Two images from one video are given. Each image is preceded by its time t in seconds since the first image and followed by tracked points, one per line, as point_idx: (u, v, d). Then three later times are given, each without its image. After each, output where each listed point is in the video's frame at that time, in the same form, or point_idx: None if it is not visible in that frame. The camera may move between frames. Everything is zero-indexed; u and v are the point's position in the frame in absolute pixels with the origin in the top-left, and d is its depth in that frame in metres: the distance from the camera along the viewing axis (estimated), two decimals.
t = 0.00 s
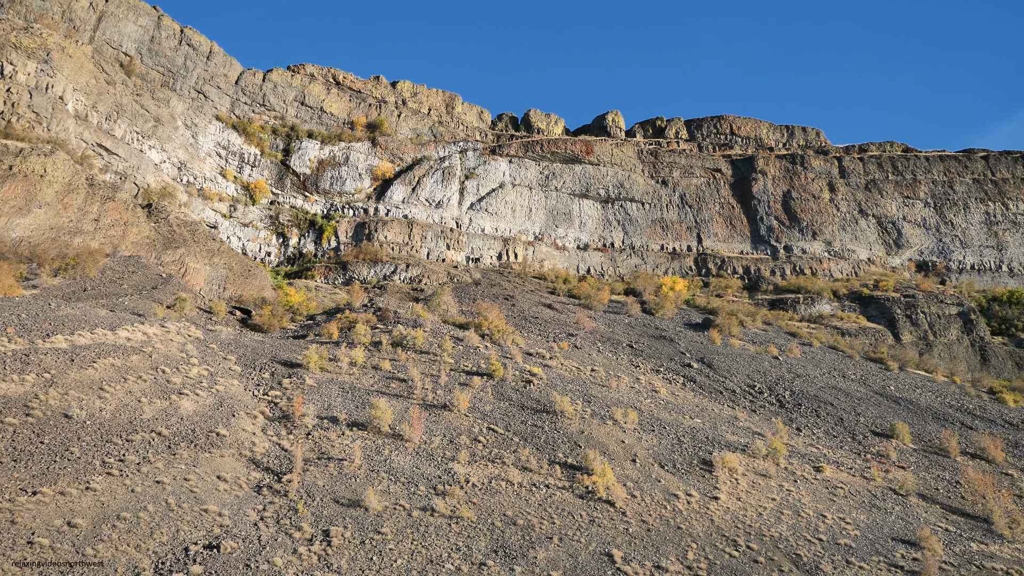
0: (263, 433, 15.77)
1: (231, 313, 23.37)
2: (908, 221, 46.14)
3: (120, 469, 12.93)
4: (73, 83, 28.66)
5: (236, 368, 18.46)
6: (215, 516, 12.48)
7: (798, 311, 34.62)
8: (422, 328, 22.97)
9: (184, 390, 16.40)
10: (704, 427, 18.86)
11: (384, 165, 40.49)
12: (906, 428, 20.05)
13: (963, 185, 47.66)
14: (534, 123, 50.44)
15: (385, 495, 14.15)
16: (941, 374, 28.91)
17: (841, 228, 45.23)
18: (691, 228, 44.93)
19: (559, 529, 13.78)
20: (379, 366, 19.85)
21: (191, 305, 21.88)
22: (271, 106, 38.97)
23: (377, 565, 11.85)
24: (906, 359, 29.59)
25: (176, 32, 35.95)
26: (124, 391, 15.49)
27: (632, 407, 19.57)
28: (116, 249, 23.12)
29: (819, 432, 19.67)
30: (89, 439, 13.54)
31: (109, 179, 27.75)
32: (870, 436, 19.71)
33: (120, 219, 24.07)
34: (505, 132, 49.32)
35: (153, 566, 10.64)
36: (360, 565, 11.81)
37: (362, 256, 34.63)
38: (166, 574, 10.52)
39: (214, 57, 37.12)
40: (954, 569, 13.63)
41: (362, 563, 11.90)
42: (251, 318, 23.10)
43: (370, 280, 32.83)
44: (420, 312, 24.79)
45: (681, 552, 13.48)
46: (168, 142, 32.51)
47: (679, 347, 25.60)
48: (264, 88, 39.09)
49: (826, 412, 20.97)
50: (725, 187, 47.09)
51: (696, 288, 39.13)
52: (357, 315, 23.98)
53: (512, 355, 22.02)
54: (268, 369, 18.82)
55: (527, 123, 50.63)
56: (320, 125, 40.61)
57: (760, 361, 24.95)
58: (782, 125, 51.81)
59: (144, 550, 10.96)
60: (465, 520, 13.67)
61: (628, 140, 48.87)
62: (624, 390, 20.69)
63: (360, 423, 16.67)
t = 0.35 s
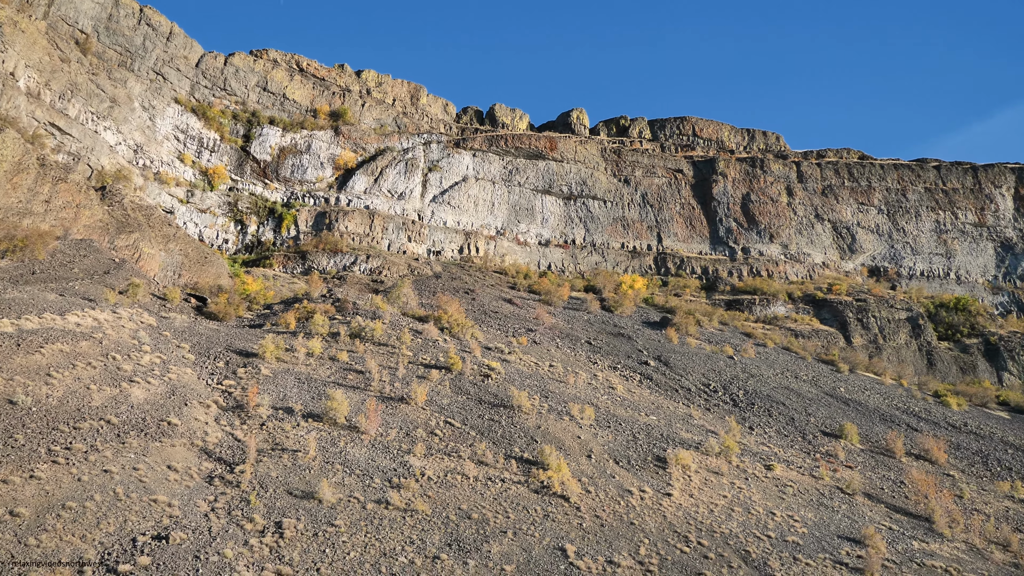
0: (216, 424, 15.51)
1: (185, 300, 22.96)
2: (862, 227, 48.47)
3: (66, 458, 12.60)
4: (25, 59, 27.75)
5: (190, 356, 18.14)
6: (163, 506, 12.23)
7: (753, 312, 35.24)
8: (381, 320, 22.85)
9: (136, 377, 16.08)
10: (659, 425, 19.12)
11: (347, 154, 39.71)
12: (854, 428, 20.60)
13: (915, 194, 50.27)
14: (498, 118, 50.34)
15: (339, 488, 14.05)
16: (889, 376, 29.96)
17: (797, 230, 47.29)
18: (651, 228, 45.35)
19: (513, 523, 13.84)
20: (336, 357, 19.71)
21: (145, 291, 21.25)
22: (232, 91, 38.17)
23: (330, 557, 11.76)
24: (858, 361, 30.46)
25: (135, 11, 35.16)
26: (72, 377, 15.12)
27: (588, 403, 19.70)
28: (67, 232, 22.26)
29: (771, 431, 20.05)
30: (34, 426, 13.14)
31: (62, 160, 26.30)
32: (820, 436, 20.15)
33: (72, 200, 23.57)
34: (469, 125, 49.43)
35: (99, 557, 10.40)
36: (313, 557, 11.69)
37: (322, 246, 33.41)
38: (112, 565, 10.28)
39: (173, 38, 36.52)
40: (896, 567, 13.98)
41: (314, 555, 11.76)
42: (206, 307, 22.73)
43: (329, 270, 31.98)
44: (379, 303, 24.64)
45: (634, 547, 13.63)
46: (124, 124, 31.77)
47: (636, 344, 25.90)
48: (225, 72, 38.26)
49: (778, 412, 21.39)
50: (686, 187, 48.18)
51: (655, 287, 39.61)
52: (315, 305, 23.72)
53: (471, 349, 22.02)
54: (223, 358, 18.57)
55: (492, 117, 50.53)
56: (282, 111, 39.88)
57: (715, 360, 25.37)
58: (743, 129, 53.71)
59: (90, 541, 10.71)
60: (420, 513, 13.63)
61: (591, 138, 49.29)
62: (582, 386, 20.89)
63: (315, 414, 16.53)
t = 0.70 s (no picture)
0: (167, 410, 15.24)
1: (137, 284, 22.15)
2: (819, 228, 50.10)
3: (8, 442, 12.25)
4: None
5: (142, 341, 17.80)
6: (112, 493, 11.94)
7: (711, 309, 35.52)
8: (338, 309, 22.68)
9: (84, 362, 15.74)
10: (615, 419, 19.30)
11: (308, 140, 38.14)
12: (806, 426, 21.01)
13: (871, 198, 52.25)
14: (462, 108, 49.05)
15: (293, 477, 13.89)
16: (840, 375, 30.77)
17: (756, 231, 48.26)
18: (613, 223, 45.68)
19: (468, 514, 13.84)
20: (292, 345, 19.51)
21: (95, 273, 20.66)
22: (191, 72, 36.29)
23: (281, 546, 11.66)
24: (810, 360, 31.20)
25: None
26: (16, 360, 14.68)
27: (545, 396, 19.79)
28: (16, 210, 21.44)
29: (725, 427, 20.36)
30: None
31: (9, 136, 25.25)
32: (773, 433, 20.51)
33: (22, 177, 22.48)
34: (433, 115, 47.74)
35: (42, 545, 10.15)
36: (264, 546, 11.55)
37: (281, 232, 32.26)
38: (55, 554, 10.04)
39: (130, 14, 34.70)
40: (841, 561, 14.28)
41: (265, 545, 11.62)
42: (159, 290, 22.14)
43: (288, 257, 30.70)
44: (337, 292, 24.36)
45: (587, 540, 13.72)
46: (77, 101, 30.10)
47: (595, 339, 26.05)
48: (185, 52, 36.45)
49: (733, 409, 21.70)
50: (648, 184, 48.51)
51: (615, 282, 40.06)
52: (272, 292, 23.34)
53: (429, 341, 21.96)
54: (175, 344, 18.22)
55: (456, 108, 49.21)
56: (242, 94, 37.91)
57: (672, 356, 25.63)
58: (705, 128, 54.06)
59: (33, 528, 10.44)
60: (374, 504, 13.55)
61: (555, 132, 49.07)
62: (540, 379, 21.02)
63: (269, 403, 16.35)
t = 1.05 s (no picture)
0: (117, 397, 14.91)
1: (89, 267, 21.59)
2: (776, 228, 51.34)
3: None
4: None
5: (92, 327, 17.38)
6: (57, 481, 11.59)
7: (669, 306, 35.84)
8: (296, 298, 22.49)
9: (32, 346, 15.28)
10: (572, 413, 19.46)
11: (269, 125, 37.26)
12: (758, 422, 21.43)
13: (827, 199, 53.79)
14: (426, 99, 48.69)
15: (246, 467, 13.69)
16: (794, 372, 31.49)
17: (716, 229, 49.29)
18: (574, 218, 46.02)
19: (423, 506, 13.81)
20: (248, 333, 19.28)
21: (44, 255, 20.02)
22: (149, 51, 35.10)
23: (233, 536, 11.49)
24: (765, 357, 31.87)
25: None
26: None
27: (503, 389, 19.88)
28: None
29: (680, 422, 20.69)
30: None
31: None
32: (726, 429, 20.89)
33: None
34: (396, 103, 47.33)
35: None
36: (215, 536, 11.39)
37: (238, 218, 31.41)
38: None
39: None
40: (790, 554, 14.58)
41: (217, 535, 11.45)
42: (111, 275, 21.60)
43: (245, 244, 30.18)
44: (295, 281, 24.07)
45: (542, 532, 13.79)
46: (28, 77, 28.85)
47: (554, 333, 26.22)
48: (142, 30, 35.31)
49: (688, 404, 22.06)
50: (610, 181, 48.83)
51: (575, 277, 40.15)
52: (228, 279, 22.96)
53: (388, 331, 21.90)
54: (127, 330, 17.85)
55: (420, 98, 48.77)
56: (202, 76, 36.90)
57: (630, 351, 25.89)
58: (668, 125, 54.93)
59: None
60: (328, 494, 13.44)
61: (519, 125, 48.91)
62: (498, 371, 21.11)
63: (223, 391, 16.17)
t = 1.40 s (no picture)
0: (62, 384, 14.45)
1: (34, 251, 20.78)
2: (733, 228, 52.27)
3: None
4: None
5: (37, 312, 16.80)
6: None
7: (626, 303, 36.26)
8: (251, 287, 22.16)
9: None
10: (528, 407, 19.60)
11: (227, 110, 36.35)
12: (711, 419, 21.79)
13: (783, 202, 55.13)
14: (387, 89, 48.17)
15: (195, 457, 13.38)
16: (747, 371, 32.14)
17: (673, 228, 49.83)
18: (535, 213, 46.17)
19: (376, 499, 13.70)
20: (201, 322, 18.94)
21: None
22: (103, 30, 34.15)
23: (180, 528, 11.20)
24: (719, 356, 32.43)
25: None
26: None
27: (460, 382, 19.92)
28: None
29: (634, 418, 20.95)
30: None
31: None
32: (679, 426, 21.18)
33: None
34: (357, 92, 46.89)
35: None
36: (162, 528, 11.09)
37: (193, 204, 30.71)
38: None
39: None
40: (738, 549, 14.83)
41: (164, 527, 11.16)
42: (59, 259, 20.94)
43: (200, 231, 29.36)
44: (251, 269, 23.69)
45: (495, 526, 13.81)
46: None
47: (511, 327, 26.32)
48: (96, 9, 34.33)
49: (642, 400, 22.34)
50: (571, 177, 49.20)
51: (534, 272, 40.34)
52: (181, 266, 22.54)
53: (345, 322, 21.77)
54: (75, 316, 17.35)
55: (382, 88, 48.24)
56: (158, 58, 36.01)
57: (586, 348, 26.07)
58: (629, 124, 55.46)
59: None
60: (280, 486, 13.23)
61: (481, 119, 48.92)
62: (455, 365, 21.13)
63: (174, 379, 15.87)
